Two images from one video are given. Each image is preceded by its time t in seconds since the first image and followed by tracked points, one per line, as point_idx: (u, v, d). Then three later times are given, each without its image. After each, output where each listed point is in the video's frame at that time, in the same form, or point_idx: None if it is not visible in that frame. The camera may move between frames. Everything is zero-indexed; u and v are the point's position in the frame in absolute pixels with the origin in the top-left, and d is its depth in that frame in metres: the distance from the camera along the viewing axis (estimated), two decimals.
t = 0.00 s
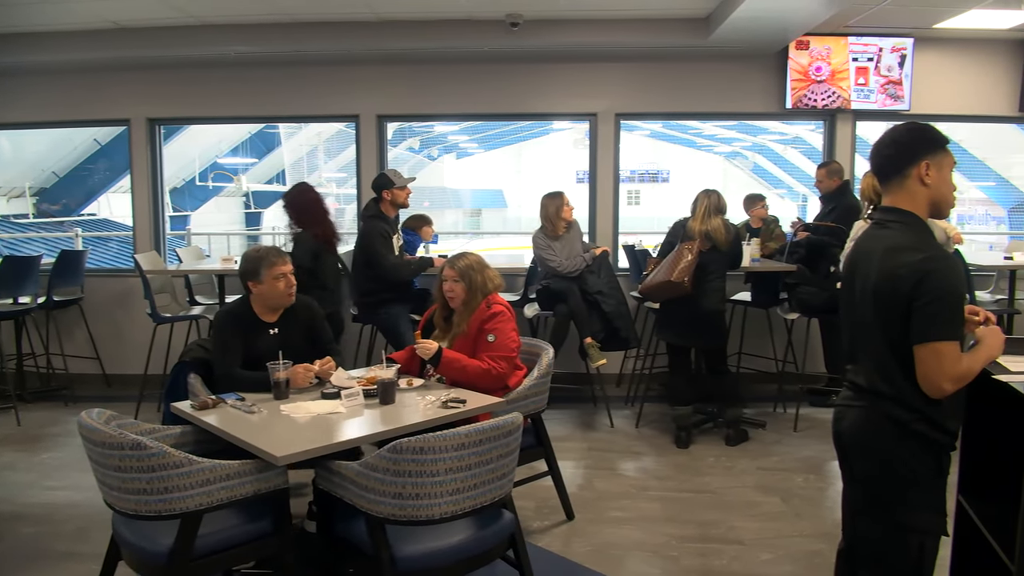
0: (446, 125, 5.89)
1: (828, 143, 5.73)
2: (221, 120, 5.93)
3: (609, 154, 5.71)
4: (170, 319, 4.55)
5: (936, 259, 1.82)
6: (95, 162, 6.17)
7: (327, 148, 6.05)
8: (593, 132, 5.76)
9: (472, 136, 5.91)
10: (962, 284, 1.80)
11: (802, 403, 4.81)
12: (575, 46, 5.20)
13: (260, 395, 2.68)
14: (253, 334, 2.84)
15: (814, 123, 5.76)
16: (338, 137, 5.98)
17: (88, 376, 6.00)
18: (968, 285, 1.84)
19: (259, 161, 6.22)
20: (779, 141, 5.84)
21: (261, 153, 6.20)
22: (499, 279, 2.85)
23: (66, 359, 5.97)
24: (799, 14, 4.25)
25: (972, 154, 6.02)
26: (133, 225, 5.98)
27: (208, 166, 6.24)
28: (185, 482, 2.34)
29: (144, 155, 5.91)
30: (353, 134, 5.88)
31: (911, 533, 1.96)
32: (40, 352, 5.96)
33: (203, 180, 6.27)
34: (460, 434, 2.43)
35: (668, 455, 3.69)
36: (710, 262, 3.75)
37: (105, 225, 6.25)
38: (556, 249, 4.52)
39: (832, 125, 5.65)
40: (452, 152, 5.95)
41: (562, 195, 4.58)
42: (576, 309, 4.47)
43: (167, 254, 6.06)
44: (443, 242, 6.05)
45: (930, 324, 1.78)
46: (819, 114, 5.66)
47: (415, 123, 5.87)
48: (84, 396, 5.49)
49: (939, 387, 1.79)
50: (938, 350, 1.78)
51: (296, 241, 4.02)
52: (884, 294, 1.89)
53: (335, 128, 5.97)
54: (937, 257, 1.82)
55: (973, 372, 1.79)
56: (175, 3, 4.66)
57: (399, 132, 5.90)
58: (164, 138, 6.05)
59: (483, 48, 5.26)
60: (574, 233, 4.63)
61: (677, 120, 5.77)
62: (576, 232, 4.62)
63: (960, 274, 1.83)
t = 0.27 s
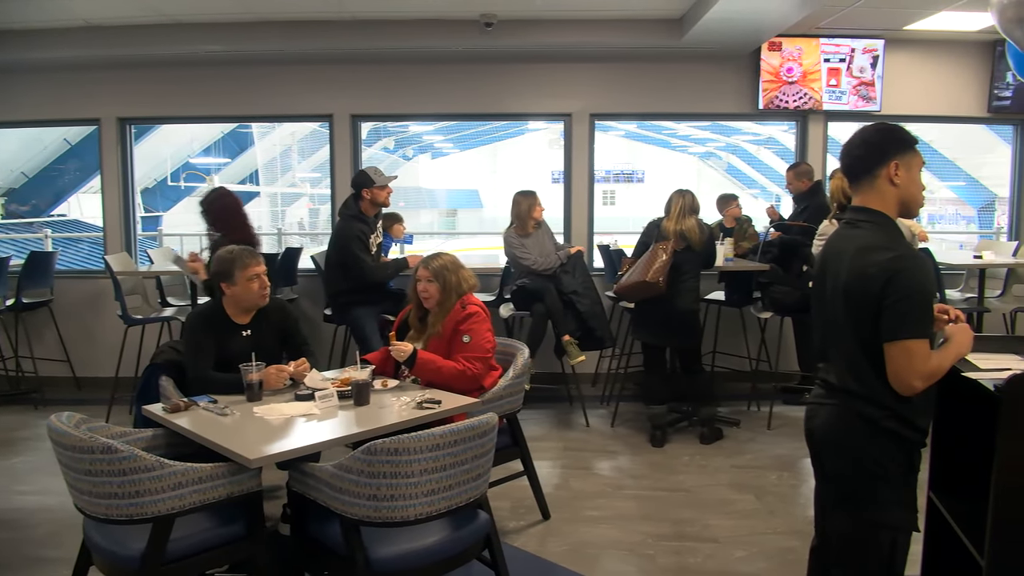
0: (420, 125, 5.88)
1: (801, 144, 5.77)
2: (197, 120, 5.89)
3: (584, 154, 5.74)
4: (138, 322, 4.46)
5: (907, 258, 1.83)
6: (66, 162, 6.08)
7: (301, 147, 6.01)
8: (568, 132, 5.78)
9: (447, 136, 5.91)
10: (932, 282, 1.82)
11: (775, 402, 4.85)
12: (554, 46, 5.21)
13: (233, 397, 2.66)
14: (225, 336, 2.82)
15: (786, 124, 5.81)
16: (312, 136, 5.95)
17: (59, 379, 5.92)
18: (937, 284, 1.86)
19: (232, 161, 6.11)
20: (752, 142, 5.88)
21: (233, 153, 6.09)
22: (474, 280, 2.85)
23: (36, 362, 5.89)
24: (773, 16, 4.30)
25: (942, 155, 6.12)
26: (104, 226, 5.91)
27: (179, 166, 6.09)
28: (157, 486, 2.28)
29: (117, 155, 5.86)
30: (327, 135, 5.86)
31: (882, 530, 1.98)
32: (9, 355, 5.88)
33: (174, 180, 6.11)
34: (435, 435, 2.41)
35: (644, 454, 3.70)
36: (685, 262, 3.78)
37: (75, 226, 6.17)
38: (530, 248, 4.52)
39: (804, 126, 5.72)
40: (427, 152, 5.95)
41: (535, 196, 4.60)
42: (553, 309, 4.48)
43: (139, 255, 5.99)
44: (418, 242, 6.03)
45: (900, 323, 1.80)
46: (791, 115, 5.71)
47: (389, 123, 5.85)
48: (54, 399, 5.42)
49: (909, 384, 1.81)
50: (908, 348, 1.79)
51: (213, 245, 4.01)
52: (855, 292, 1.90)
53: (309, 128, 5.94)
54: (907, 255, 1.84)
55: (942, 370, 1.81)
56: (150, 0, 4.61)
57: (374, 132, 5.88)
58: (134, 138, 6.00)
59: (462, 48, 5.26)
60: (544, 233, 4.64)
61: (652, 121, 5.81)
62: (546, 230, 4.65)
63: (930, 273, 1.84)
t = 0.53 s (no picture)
0: (396, 125, 5.88)
1: (774, 144, 5.86)
2: (172, 119, 5.84)
3: (559, 154, 5.77)
4: (109, 323, 4.43)
5: (875, 257, 1.85)
6: (36, 162, 6.00)
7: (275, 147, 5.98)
8: (543, 131, 5.80)
9: (423, 136, 5.91)
10: (900, 281, 1.83)
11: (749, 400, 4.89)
12: (533, 46, 5.23)
13: (206, 399, 2.64)
14: (198, 337, 2.80)
15: (759, 125, 5.89)
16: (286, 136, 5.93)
17: (29, 382, 5.84)
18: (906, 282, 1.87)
19: (205, 161, 6.07)
20: (726, 142, 5.95)
21: (206, 154, 6.05)
22: (449, 280, 2.85)
23: (5, 365, 5.80)
24: (747, 18, 4.35)
25: (914, 155, 6.20)
26: (75, 227, 5.84)
27: (151, 166, 6.04)
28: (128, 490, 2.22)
29: (89, 155, 5.79)
30: (302, 134, 5.84)
31: (855, 526, 1.99)
32: None
33: (146, 180, 6.06)
34: (409, 436, 2.40)
35: (620, 452, 3.71)
36: (661, 262, 3.79)
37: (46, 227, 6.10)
38: (503, 247, 4.52)
39: (778, 127, 5.80)
40: (402, 152, 5.95)
41: (507, 196, 4.58)
42: (533, 307, 4.52)
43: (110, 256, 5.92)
44: (394, 242, 6.03)
45: (870, 321, 1.81)
46: (765, 115, 5.78)
47: (364, 123, 5.83)
48: (24, 403, 5.35)
49: (881, 382, 1.82)
50: (879, 346, 1.80)
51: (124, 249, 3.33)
52: (826, 290, 1.91)
53: (283, 127, 5.91)
54: (876, 254, 1.85)
55: (912, 367, 1.82)
56: None
57: (349, 132, 5.86)
58: (105, 138, 5.92)
59: (440, 48, 5.26)
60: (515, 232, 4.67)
61: (627, 121, 5.87)
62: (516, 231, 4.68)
63: (898, 272, 1.86)
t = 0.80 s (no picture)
0: (371, 125, 5.87)
1: (748, 144, 5.94)
2: (146, 119, 5.78)
3: (535, 154, 5.79)
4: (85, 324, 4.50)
5: (845, 256, 1.86)
6: (4, 162, 5.91)
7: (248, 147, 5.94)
8: (519, 131, 5.82)
9: (398, 136, 5.92)
10: (869, 280, 1.85)
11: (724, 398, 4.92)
12: (511, 46, 5.24)
13: (179, 402, 2.62)
14: (170, 339, 2.77)
15: (734, 126, 5.97)
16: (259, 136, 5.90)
17: None
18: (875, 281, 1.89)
19: (177, 161, 6.02)
20: (701, 142, 6.03)
21: (178, 154, 6.00)
22: (424, 280, 2.84)
23: None
24: (719, 19, 4.39)
25: (887, 155, 6.28)
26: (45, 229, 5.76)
27: (122, 166, 5.98)
28: (95, 494, 2.15)
29: (59, 155, 5.72)
30: (275, 134, 5.82)
31: (827, 522, 2.00)
32: None
33: (118, 181, 6.01)
34: (384, 437, 2.39)
35: (596, 452, 3.72)
36: (636, 263, 3.81)
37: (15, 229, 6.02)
38: (484, 249, 4.51)
39: (751, 128, 5.88)
40: (377, 152, 5.94)
41: (489, 196, 4.57)
42: (509, 310, 4.52)
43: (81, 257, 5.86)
44: (369, 242, 6.02)
45: (840, 320, 1.83)
46: (739, 116, 5.87)
47: (339, 123, 5.82)
48: None
49: (852, 380, 1.84)
50: (849, 344, 1.82)
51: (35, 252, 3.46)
52: (796, 289, 1.93)
53: (257, 127, 5.88)
54: (846, 253, 1.86)
55: (882, 365, 1.84)
56: None
57: (323, 132, 5.84)
58: (75, 138, 5.85)
59: (418, 48, 5.25)
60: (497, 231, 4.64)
61: (603, 121, 5.92)
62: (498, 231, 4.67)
63: (868, 270, 1.88)
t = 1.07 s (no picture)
0: (344, 124, 5.85)
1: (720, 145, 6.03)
2: (119, 118, 5.72)
3: (508, 154, 5.82)
4: (52, 326, 4.45)
5: (813, 253, 1.87)
6: None
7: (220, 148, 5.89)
8: (493, 131, 5.84)
9: (372, 136, 5.90)
10: (837, 277, 1.86)
11: (698, 397, 4.94)
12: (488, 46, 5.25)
13: (150, 405, 2.59)
14: (140, 342, 2.75)
15: (707, 126, 6.05)
16: (231, 136, 5.86)
17: None
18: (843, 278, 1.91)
19: (148, 161, 5.95)
20: (675, 143, 6.10)
21: (149, 153, 5.93)
22: (397, 281, 2.84)
23: None
24: (690, 21, 4.44)
25: (858, 155, 6.37)
26: (12, 230, 5.66)
27: (92, 167, 5.89)
28: (64, 498, 2.08)
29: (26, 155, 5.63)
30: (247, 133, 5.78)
31: (799, 519, 2.01)
32: None
33: (87, 181, 5.89)
34: (358, 439, 2.37)
35: (571, 452, 3.73)
36: (609, 264, 3.83)
37: None
38: (466, 252, 4.53)
39: (723, 128, 5.96)
40: (351, 152, 5.92)
41: (477, 197, 4.60)
42: (483, 310, 4.50)
43: (49, 259, 5.77)
44: (343, 242, 5.99)
45: (808, 316, 1.84)
46: (712, 116, 5.94)
47: (312, 122, 5.80)
48: None
49: (820, 375, 1.86)
50: (817, 340, 1.84)
51: None
52: (766, 287, 1.93)
53: (228, 127, 5.84)
54: (813, 250, 1.87)
55: (850, 360, 1.86)
56: None
57: (297, 131, 5.84)
58: (44, 138, 5.78)
59: (395, 48, 5.25)
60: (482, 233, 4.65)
61: (576, 121, 5.96)
62: (487, 234, 4.68)
63: (836, 267, 1.89)
